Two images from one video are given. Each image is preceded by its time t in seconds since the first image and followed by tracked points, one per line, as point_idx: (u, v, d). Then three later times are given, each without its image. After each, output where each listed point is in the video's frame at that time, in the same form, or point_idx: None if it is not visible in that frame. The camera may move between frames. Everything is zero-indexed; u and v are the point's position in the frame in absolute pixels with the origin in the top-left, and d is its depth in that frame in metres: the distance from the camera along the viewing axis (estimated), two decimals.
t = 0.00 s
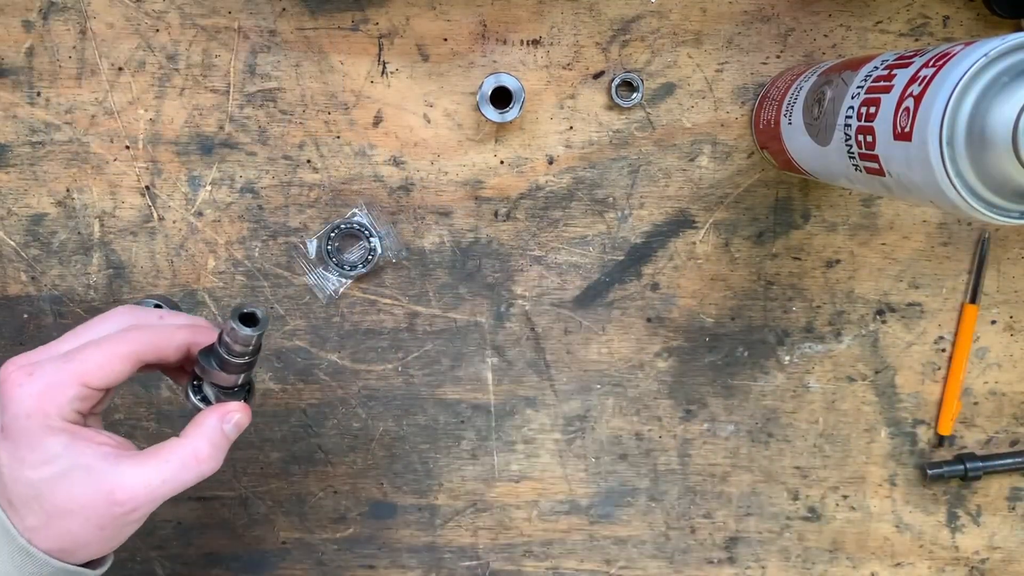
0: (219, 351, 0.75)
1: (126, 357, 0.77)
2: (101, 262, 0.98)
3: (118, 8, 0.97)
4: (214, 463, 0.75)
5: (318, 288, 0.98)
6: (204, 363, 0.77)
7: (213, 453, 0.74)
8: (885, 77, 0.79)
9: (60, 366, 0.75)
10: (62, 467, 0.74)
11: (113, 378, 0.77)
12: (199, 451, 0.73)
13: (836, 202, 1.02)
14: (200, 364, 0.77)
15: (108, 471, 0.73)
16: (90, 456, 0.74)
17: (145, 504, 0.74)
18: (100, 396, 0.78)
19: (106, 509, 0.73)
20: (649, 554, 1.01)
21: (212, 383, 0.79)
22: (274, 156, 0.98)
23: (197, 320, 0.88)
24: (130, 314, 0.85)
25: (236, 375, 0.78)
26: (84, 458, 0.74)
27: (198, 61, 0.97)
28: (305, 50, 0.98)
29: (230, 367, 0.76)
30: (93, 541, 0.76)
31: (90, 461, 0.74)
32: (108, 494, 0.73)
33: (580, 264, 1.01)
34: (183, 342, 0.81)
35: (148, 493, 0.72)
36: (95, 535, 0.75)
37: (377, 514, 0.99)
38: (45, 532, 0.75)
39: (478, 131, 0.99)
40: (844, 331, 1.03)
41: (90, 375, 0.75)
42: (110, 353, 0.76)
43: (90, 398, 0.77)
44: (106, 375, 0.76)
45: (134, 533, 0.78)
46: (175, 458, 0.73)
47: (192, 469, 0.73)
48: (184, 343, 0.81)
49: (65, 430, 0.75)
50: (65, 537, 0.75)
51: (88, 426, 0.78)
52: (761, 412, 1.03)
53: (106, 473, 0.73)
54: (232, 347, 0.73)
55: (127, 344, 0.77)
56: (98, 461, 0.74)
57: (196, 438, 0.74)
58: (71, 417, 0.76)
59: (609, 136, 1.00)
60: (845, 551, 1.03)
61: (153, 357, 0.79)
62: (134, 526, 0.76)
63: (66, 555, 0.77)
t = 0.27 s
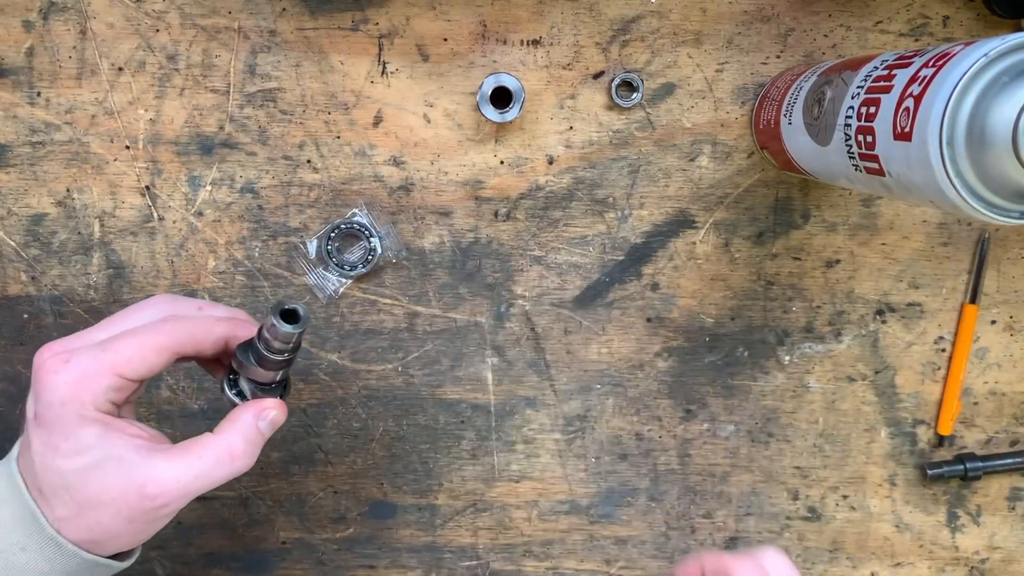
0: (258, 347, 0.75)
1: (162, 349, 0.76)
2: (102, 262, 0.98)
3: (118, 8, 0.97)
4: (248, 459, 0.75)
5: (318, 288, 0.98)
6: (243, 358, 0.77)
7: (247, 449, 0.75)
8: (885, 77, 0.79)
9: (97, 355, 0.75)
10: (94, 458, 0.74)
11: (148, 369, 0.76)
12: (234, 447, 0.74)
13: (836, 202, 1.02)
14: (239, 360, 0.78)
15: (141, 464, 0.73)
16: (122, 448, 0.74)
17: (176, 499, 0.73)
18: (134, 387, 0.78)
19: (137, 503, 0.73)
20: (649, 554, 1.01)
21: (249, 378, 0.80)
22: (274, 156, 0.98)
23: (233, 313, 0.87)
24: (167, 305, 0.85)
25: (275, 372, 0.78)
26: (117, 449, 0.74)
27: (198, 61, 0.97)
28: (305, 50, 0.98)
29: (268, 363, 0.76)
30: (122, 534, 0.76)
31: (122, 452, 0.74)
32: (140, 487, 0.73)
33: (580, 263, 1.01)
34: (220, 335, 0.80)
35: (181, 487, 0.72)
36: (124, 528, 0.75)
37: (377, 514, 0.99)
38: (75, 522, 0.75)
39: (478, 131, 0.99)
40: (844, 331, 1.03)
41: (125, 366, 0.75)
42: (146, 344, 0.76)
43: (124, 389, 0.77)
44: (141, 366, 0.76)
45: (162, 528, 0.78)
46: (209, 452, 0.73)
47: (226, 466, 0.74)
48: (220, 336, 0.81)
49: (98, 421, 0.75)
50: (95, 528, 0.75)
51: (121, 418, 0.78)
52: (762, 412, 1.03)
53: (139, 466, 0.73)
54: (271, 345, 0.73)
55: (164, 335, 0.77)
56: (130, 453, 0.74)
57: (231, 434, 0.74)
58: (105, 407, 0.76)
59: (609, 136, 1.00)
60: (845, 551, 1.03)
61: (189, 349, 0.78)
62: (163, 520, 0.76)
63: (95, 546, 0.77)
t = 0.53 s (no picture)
0: (249, 341, 0.74)
1: (144, 340, 0.75)
2: (102, 262, 0.98)
3: (118, 8, 0.97)
4: (237, 459, 0.75)
5: (318, 288, 0.98)
6: (233, 352, 0.76)
7: (237, 448, 0.74)
8: (885, 77, 0.79)
9: (80, 349, 0.75)
10: (79, 457, 0.74)
11: (132, 362, 0.76)
12: (222, 447, 0.73)
13: (836, 202, 1.02)
14: (230, 354, 0.77)
15: (127, 464, 0.73)
16: (107, 447, 0.74)
17: (163, 501, 0.73)
18: (120, 381, 0.78)
19: (123, 504, 0.73)
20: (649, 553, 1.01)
21: (241, 373, 0.79)
22: (274, 156, 0.98)
23: (225, 303, 0.87)
24: (157, 294, 0.84)
25: (267, 367, 0.77)
26: (102, 448, 0.74)
27: (199, 61, 0.97)
28: (305, 50, 0.98)
29: (259, 358, 0.75)
30: (108, 535, 0.76)
31: (108, 452, 0.74)
32: (126, 488, 0.72)
33: (580, 263, 1.01)
34: (206, 325, 0.79)
35: (167, 488, 0.72)
36: (110, 529, 0.75)
37: (377, 513, 0.99)
38: (61, 521, 0.76)
39: (478, 131, 0.99)
40: (844, 331, 1.03)
41: (107, 359, 0.75)
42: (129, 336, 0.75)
43: (108, 383, 0.76)
44: (124, 359, 0.75)
45: (149, 529, 0.78)
46: (198, 452, 0.73)
47: (214, 466, 0.73)
48: (206, 327, 0.80)
49: (81, 419, 0.75)
50: (80, 528, 0.76)
51: (107, 415, 0.77)
52: (761, 412, 1.03)
53: (125, 466, 0.73)
54: (262, 340, 0.72)
55: (147, 327, 0.76)
56: (115, 453, 0.74)
57: (220, 433, 0.73)
58: (88, 403, 0.75)
59: (609, 136, 1.00)
60: (845, 551, 1.04)
61: (175, 342, 0.77)
62: (150, 521, 0.76)
63: (82, 545, 0.78)
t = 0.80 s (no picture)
0: (256, 338, 0.72)
1: (151, 335, 0.77)
2: (101, 262, 0.97)
3: (117, 6, 0.97)
4: (242, 458, 0.75)
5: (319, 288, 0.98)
6: (241, 349, 0.74)
7: (242, 448, 0.74)
8: (886, 77, 0.79)
9: (86, 343, 0.75)
10: (82, 453, 0.73)
11: (138, 357, 0.77)
12: (229, 446, 0.74)
13: (837, 201, 1.02)
14: (238, 351, 0.75)
15: (132, 462, 0.72)
16: (111, 444, 0.73)
17: (167, 500, 0.73)
18: (125, 376, 0.79)
19: (126, 503, 0.72)
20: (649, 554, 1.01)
21: (252, 370, 0.77)
22: (273, 156, 0.98)
23: (233, 296, 0.87)
24: (162, 285, 0.84)
25: (275, 364, 0.75)
26: (106, 445, 0.73)
27: (198, 60, 0.97)
28: (305, 49, 0.98)
29: (268, 355, 0.73)
30: (110, 534, 0.75)
31: (112, 449, 0.73)
32: (130, 487, 0.72)
33: (580, 263, 1.00)
34: (213, 321, 0.81)
35: (172, 487, 0.72)
36: (112, 528, 0.74)
37: (377, 514, 0.99)
38: (62, 519, 0.75)
39: (478, 131, 0.99)
40: (845, 331, 1.03)
41: (115, 354, 0.75)
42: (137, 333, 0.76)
43: (114, 378, 0.77)
44: (130, 355, 0.76)
45: (151, 529, 0.77)
46: (204, 452, 0.73)
47: (219, 465, 0.73)
48: (214, 323, 0.81)
49: (85, 414, 0.74)
50: (81, 526, 0.75)
51: (111, 411, 0.77)
52: (762, 412, 1.03)
53: (129, 464, 0.72)
54: (272, 336, 0.70)
55: (155, 323, 0.77)
56: (120, 452, 0.73)
57: (227, 432, 0.74)
58: (93, 399, 0.75)
59: (609, 136, 1.00)
60: (845, 551, 1.03)
61: (182, 336, 0.79)
62: (151, 521, 0.75)
63: (83, 544, 0.77)
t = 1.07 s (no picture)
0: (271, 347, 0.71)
1: (168, 342, 0.76)
2: (99, 261, 0.97)
3: (115, 5, 0.96)
4: (253, 465, 0.75)
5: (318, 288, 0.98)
6: (256, 355, 0.74)
7: (254, 455, 0.74)
8: (888, 76, 0.78)
9: (101, 347, 0.74)
10: (95, 457, 0.72)
11: (154, 363, 0.76)
12: (241, 453, 0.74)
13: (838, 201, 1.01)
14: (253, 355, 0.74)
15: (144, 467, 0.72)
16: (125, 449, 0.73)
17: (178, 506, 0.73)
18: (138, 380, 0.78)
19: (137, 508, 0.72)
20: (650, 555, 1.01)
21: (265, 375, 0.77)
22: (272, 156, 0.97)
23: (247, 303, 0.87)
24: (177, 291, 0.84)
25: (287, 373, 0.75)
26: (119, 449, 0.73)
27: (196, 60, 0.97)
28: (304, 49, 0.97)
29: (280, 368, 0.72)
30: (120, 538, 0.75)
31: (124, 454, 0.73)
32: (141, 492, 0.71)
33: (580, 263, 1.00)
34: (229, 328, 0.81)
35: (184, 493, 0.72)
36: (122, 532, 0.74)
37: (377, 515, 0.98)
38: (73, 523, 0.74)
39: (478, 131, 0.98)
40: (846, 331, 1.02)
41: (130, 360, 0.75)
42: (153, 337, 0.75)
43: (128, 383, 0.76)
44: (145, 360, 0.76)
45: (160, 534, 0.77)
46: (217, 459, 0.73)
47: (231, 472, 0.73)
48: (229, 331, 0.81)
49: (99, 418, 0.74)
50: (93, 530, 0.74)
51: (122, 415, 0.76)
52: (763, 412, 1.02)
53: (141, 469, 0.72)
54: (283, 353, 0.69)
55: (171, 328, 0.76)
56: (133, 456, 0.73)
57: (240, 439, 0.74)
58: (107, 403, 0.75)
59: (610, 135, 0.99)
60: (846, 552, 1.03)
61: (198, 344, 0.79)
62: (161, 526, 0.75)
63: (94, 547, 0.76)
